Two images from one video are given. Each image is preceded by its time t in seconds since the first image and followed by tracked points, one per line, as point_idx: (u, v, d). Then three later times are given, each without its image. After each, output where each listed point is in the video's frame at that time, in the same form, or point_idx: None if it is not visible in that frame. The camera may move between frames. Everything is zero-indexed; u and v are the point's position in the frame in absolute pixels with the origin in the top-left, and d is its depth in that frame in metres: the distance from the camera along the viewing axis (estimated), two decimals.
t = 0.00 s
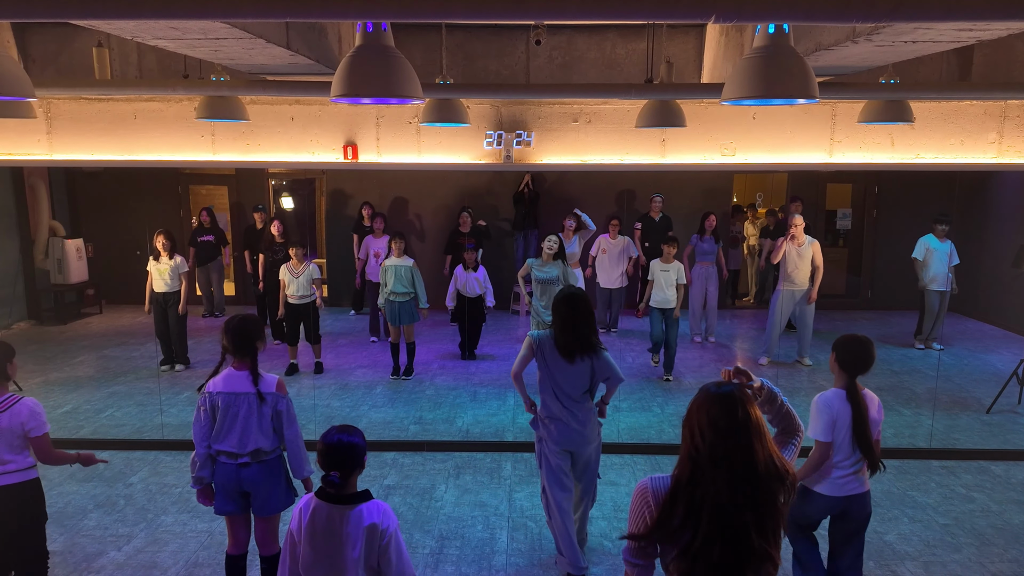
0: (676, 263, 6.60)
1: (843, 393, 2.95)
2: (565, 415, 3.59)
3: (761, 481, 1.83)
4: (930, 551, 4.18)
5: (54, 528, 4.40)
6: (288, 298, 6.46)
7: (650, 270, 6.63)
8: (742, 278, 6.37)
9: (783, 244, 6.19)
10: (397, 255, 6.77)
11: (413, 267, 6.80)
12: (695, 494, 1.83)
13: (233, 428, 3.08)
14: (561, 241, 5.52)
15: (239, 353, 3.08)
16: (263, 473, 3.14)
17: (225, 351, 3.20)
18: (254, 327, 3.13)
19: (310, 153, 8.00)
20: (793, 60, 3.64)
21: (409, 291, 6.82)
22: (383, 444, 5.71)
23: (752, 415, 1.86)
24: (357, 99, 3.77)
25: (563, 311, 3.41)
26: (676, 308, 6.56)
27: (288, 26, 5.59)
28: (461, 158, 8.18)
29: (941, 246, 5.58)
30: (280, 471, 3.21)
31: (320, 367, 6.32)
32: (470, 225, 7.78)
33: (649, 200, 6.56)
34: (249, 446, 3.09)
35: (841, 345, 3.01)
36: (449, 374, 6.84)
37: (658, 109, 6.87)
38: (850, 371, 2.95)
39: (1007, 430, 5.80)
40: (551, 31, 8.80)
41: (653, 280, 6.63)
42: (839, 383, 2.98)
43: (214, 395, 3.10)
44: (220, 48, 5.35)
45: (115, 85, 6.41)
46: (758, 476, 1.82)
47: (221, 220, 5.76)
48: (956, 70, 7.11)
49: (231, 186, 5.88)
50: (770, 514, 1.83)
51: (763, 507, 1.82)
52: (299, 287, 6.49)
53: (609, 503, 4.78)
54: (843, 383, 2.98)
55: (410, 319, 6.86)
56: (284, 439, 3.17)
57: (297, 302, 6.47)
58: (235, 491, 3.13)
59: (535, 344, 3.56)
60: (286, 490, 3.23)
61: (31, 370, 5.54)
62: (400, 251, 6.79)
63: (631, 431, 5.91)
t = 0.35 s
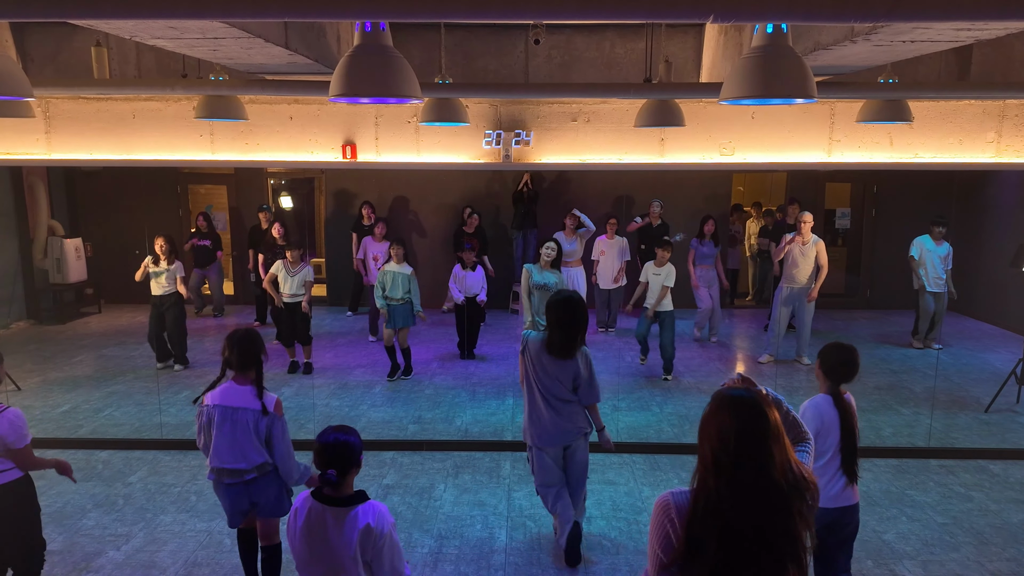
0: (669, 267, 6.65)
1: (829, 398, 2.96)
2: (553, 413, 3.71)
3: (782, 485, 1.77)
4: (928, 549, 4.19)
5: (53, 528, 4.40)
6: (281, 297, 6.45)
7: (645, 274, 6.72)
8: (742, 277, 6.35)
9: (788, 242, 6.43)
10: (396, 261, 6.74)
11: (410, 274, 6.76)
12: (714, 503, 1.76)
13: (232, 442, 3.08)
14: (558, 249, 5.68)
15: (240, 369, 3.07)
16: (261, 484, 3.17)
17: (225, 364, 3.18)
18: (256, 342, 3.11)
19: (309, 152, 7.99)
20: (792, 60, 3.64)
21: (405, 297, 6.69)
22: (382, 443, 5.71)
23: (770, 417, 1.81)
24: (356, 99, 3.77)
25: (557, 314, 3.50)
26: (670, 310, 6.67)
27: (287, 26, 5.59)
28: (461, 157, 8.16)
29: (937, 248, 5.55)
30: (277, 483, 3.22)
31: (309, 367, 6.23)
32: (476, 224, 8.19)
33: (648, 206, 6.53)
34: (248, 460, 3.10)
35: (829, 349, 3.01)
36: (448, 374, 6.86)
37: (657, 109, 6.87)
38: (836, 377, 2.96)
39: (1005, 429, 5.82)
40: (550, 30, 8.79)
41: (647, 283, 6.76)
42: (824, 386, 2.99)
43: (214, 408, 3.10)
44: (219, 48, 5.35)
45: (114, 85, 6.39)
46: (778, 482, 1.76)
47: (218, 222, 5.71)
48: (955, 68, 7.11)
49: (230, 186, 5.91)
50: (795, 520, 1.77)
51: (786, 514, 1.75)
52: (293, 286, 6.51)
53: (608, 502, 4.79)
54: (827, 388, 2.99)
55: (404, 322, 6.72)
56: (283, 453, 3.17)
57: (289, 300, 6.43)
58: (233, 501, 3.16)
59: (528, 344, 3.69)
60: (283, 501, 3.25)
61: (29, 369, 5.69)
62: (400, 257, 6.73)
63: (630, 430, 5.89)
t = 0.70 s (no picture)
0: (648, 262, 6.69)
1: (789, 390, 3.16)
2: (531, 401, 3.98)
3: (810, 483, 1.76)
4: (926, 549, 4.20)
5: (49, 528, 4.38)
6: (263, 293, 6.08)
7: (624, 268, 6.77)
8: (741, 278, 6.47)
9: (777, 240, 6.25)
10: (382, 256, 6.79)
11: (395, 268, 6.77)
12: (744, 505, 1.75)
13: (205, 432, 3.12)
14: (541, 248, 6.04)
15: (211, 358, 3.13)
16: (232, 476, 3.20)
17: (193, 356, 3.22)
18: (225, 333, 3.18)
19: (307, 151, 7.99)
20: (789, 59, 3.65)
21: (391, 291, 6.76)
22: (380, 443, 5.70)
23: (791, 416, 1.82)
24: (353, 98, 3.76)
25: (537, 303, 3.83)
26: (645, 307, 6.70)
27: (285, 24, 5.58)
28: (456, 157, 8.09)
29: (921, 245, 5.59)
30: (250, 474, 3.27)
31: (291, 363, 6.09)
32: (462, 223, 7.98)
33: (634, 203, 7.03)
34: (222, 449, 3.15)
35: (786, 345, 3.17)
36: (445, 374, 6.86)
37: (655, 108, 6.86)
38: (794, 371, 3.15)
39: (1001, 428, 5.83)
40: (548, 29, 8.79)
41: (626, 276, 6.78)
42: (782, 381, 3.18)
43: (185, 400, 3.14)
44: (215, 46, 5.33)
45: (110, 83, 6.36)
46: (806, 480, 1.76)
47: (216, 220, 5.73)
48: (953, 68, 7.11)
49: (228, 185, 5.79)
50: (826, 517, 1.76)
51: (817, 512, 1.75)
52: (275, 282, 6.20)
53: (606, 501, 4.79)
54: (787, 380, 3.19)
55: (391, 321, 6.76)
56: (255, 441, 3.25)
57: (269, 297, 6.11)
58: (205, 494, 3.18)
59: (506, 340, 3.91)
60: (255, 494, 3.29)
61: (26, 369, 5.83)
62: (384, 251, 6.81)
63: (629, 429, 5.83)
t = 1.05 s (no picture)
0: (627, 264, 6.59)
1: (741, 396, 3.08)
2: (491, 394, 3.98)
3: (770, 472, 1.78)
4: (924, 548, 4.20)
5: (47, 527, 4.38)
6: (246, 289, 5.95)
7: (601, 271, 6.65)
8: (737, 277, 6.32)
9: (762, 241, 6.27)
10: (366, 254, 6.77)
11: (379, 264, 6.78)
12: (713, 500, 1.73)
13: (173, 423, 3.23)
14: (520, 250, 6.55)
15: (175, 353, 3.22)
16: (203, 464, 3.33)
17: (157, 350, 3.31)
18: (188, 325, 3.25)
19: (306, 150, 7.97)
20: (788, 58, 3.65)
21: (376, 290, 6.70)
22: (379, 442, 5.70)
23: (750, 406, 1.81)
24: (352, 96, 3.76)
25: (500, 298, 3.76)
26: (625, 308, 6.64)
27: (283, 23, 5.57)
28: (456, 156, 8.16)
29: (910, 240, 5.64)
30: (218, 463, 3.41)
31: (280, 363, 6.06)
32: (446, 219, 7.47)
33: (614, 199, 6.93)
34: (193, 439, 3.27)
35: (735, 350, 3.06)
36: (444, 373, 6.86)
37: (654, 107, 6.86)
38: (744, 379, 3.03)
39: (1000, 428, 5.84)
40: (547, 28, 8.79)
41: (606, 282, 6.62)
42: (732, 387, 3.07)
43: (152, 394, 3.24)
44: (214, 45, 5.32)
45: (108, 83, 6.35)
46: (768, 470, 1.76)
47: (215, 219, 5.73)
48: (951, 67, 7.13)
49: (225, 185, 5.77)
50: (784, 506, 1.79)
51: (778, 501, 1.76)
52: (263, 281, 6.00)
53: (605, 500, 4.79)
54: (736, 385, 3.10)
55: (379, 317, 6.74)
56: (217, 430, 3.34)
57: (257, 297, 5.93)
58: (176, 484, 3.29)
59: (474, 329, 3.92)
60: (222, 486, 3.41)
61: (25, 368, 5.82)
62: (367, 248, 6.78)
63: (627, 428, 5.83)
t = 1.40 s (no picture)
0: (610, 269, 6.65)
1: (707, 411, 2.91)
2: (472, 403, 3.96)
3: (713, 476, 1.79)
4: (924, 547, 4.20)
5: (47, 527, 4.38)
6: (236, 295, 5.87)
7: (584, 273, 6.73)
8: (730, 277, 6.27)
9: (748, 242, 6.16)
10: (352, 259, 6.58)
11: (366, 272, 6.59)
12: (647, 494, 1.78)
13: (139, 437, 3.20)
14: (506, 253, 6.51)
15: (142, 371, 3.18)
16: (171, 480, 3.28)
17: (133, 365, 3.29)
18: (148, 346, 3.18)
19: (305, 150, 7.96)
20: (788, 58, 3.65)
21: (363, 294, 6.56)
22: (379, 442, 5.71)
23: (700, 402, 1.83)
24: (351, 96, 3.76)
25: (478, 306, 3.75)
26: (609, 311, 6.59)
27: (283, 23, 5.57)
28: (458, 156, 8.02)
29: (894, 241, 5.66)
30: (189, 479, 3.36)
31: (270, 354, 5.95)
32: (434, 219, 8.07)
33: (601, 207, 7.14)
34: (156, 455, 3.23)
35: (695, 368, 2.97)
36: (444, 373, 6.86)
37: (653, 107, 6.86)
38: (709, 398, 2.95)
39: (999, 427, 5.85)
40: (547, 28, 8.79)
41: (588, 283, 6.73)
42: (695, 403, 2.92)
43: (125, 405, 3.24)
44: (214, 44, 5.33)
45: (107, 82, 6.34)
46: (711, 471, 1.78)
47: (215, 219, 5.77)
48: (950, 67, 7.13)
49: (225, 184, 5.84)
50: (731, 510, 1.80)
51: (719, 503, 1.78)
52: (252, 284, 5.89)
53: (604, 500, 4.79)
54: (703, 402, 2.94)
55: (364, 322, 6.55)
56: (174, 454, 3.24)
57: (247, 301, 5.86)
58: (150, 495, 3.29)
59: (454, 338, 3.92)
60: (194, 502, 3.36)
61: (25, 368, 5.83)
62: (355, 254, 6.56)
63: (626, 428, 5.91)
